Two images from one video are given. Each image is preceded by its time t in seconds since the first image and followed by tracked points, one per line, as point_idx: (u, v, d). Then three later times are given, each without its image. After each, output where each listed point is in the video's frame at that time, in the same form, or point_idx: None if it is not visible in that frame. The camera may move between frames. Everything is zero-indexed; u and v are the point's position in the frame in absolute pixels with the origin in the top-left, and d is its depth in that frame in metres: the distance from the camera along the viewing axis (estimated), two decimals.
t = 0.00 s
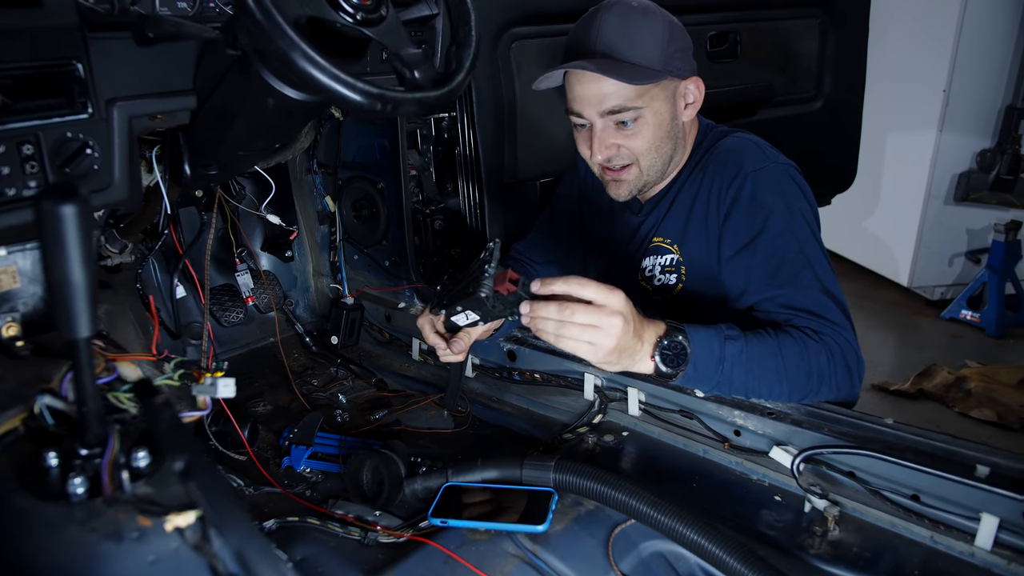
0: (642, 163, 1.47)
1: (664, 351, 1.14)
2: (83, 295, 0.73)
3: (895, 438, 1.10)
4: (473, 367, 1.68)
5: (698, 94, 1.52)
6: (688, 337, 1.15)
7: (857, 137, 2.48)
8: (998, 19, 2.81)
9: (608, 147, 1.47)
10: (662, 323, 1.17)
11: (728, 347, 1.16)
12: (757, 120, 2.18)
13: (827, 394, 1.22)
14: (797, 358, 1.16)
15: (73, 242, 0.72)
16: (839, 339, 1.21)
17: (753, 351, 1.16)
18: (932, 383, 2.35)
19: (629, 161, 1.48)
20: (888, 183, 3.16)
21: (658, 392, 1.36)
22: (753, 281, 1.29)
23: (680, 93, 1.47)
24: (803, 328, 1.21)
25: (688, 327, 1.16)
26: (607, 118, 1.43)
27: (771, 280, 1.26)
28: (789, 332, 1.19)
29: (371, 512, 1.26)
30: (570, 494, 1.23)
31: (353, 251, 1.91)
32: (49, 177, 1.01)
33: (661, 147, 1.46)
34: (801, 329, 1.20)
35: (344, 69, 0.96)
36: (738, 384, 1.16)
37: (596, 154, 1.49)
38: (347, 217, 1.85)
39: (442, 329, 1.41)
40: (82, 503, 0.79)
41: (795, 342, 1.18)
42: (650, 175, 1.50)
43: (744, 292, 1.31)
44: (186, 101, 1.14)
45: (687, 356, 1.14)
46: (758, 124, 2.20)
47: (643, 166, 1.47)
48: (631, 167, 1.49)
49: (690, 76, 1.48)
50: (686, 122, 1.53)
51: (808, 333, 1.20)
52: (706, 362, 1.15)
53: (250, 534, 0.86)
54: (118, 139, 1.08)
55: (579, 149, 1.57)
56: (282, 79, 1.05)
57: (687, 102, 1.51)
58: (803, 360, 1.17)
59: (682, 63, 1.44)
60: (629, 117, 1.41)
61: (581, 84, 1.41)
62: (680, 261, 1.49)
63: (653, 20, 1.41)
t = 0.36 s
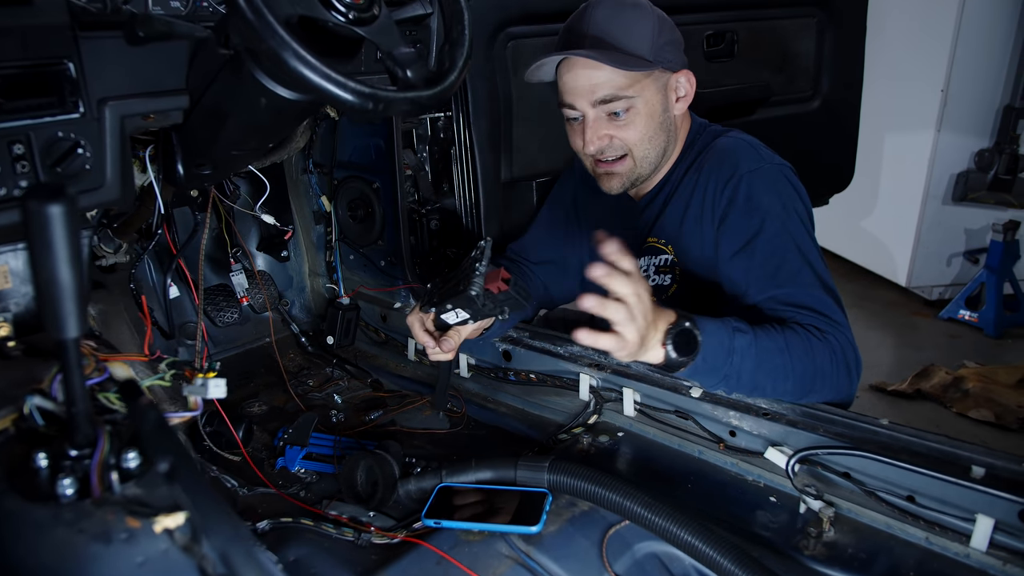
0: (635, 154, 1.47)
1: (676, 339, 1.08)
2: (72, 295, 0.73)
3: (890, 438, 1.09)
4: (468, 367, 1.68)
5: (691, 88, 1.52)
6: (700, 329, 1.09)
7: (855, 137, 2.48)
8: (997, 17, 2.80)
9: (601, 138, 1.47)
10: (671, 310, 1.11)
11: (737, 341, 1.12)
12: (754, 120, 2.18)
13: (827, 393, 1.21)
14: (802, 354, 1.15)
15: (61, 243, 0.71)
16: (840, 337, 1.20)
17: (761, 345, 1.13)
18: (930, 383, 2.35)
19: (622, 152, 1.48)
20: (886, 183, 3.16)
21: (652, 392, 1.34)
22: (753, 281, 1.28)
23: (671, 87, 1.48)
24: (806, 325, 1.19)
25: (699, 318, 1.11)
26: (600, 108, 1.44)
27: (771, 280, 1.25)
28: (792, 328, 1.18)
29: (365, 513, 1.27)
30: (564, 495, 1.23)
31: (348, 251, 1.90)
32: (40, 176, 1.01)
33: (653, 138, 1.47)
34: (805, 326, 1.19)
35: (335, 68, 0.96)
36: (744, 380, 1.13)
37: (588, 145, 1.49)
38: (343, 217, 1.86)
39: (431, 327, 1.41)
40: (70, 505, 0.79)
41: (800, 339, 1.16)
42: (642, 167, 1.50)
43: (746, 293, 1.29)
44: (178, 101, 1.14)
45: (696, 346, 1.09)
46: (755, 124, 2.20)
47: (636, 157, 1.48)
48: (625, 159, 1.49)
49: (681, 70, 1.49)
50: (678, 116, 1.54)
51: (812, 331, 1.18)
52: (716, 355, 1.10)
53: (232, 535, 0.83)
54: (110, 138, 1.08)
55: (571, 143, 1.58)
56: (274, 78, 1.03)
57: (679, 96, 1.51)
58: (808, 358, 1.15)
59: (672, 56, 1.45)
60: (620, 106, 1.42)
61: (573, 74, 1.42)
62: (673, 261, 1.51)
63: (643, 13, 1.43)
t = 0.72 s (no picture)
0: (645, 146, 1.47)
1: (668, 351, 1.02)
2: (62, 296, 0.72)
3: (886, 439, 1.09)
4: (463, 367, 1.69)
5: (698, 81, 1.53)
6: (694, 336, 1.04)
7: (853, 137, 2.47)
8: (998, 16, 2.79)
9: (612, 129, 1.47)
10: (666, 318, 1.03)
11: (734, 347, 1.07)
12: (752, 120, 2.17)
13: (824, 395, 1.16)
14: (799, 358, 1.11)
15: (50, 243, 0.71)
16: (838, 338, 1.17)
17: (759, 351, 1.08)
18: (928, 384, 2.34)
19: (631, 144, 1.48)
20: (885, 181, 3.15)
21: (648, 392, 1.36)
22: (754, 277, 1.26)
23: (680, 80, 1.48)
24: (802, 324, 1.16)
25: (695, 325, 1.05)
26: (610, 99, 1.43)
27: (772, 275, 1.23)
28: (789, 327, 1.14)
29: (360, 513, 1.26)
30: (559, 495, 1.23)
31: (345, 251, 1.90)
32: (32, 175, 1.00)
33: (662, 130, 1.47)
34: (800, 326, 1.16)
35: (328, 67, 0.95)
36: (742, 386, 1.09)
37: (598, 136, 1.49)
38: (340, 217, 1.85)
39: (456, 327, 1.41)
40: (62, 505, 0.78)
41: (800, 342, 1.12)
42: (651, 159, 1.50)
43: (746, 289, 1.28)
44: (172, 100, 1.14)
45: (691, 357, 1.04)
46: (753, 124, 2.19)
47: (646, 148, 1.47)
48: (634, 151, 1.48)
49: (690, 62, 1.49)
50: (686, 109, 1.54)
51: (810, 332, 1.14)
52: (712, 363, 1.05)
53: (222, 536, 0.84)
54: (103, 137, 1.07)
55: (579, 135, 1.58)
56: (267, 77, 1.03)
57: (687, 89, 1.52)
58: (807, 362, 1.11)
59: (681, 48, 1.45)
60: (632, 98, 1.42)
61: (584, 65, 1.42)
62: (677, 257, 1.50)
63: (654, 5, 1.43)
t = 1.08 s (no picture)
0: (632, 143, 1.47)
1: (664, 344, 1.06)
2: (55, 298, 0.72)
3: (884, 441, 1.07)
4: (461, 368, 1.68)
5: (692, 80, 1.52)
6: (689, 331, 1.08)
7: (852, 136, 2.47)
8: (998, 16, 2.79)
9: (601, 124, 1.47)
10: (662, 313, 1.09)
11: (729, 344, 1.10)
12: (751, 120, 2.17)
13: (822, 397, 1.18)
14: (797, 357, 1.13)
15: (42, 244, 0.70)
16: (836, 340, 1.18)
17: (754, 348, 1.11)
18: (928, 384, 2.34)
19: (620, 140, 1.48)
20: (885, 181, 3.15)
21: (646, 393, 1.34)
22: (752, 281, 1.26)
23: (672, 78, 1.48)
24: (800, 326, 1.17)
25: (690, 321, 1.09)
26: (599, 94, 1.44)
27: (770, 280, 1.23)
28: (789, 329, 1.16)
29: (357, 515, 1.26)
30: (556, 497, 1.22)
31: (342, 251, 1.90)
32: (27, 177, 1.00)
33: (652, 127, 1.46)
34: (801, 328, 1.16)
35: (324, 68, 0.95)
36: (737, 385, 1.12)
37: (587, 131, 1.50)
38: (337, 218, 1.85)
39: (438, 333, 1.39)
40: (55, 508, 0.77)
41: (797, 341, 1.14)
42: (641, 156, 1.49)
43: (744, 294, 1.28)
44: (168, 101, 1.13)
45: (687, 353, 1.07)
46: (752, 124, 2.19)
47: (635, 145, 1.47)
48: (623, 148, 1.48)
49: (682, 60, 1.49)
50: (679, 108, 1.54)
51: (809, 334, 1.16)
52: (706, 360, 1.09)
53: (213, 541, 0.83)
54: (99, 138, 1.07)
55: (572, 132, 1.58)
56: (263, 77, 1.03)
57: (680, 87, 1.51)
58: (803, 361, 1.13)
59: (674, 45, 1.45)
60: (620, 92, 1.42)
61: (574, 59, 1.43)
62: (675, 260, 1.48)
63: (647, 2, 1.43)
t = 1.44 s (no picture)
0: (623, 146, 1.47)
1: (662, 336, 1.08)
2: (46, 297, 0.72)
3: (879, 441, 1.07)
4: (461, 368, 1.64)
5: (682, 81, 1.52)
6: (687, 323, 1.09)
7: (850, 137, 2.47)
8: (995, 17, 2.78)
9: (591, 129, 1.47)
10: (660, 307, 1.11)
11: (726, 339, 1.10)
12: (749, 120, 2.17)
13: (817, 397, 1.19)
14: (798, 357, 1.13)
15: (33, 245, 0.70)
16: (834, 340, 1.18)
17: (752, 343, 1.11)
18: (925, 384, 2.34)
19: (611, 144, 1.48)
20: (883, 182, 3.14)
21: (642, 393, 1.34)
22: (746, 283, 1.26)
23: (661, 80, 1.48)
24: (797, 326, 1.17)
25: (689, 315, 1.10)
26: (588, 100, 1.43)
27: (765, 282, 1.23)
28: (788, 329, 1.16)
29: (352, 515, 1.27)
30: (552, 497, 1.22)
31: (339, 251, 1.90)
32: (21, 176, 1.00)
33: (643, 130, 1.46)
34: (799, 327, 1.17)
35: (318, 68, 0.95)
36: (734, 380, 1.12)
37: (577, 136, 1.49)
38: (334, 218, 1.85)
39: (450, 343, 1.38)
40: (47, 508, 0.77)
41: (795, 340, 1.14)
42: (633, 159, 1.49)
43: (738, 295, 1.28)
44: (162, 101, 1.13)
45: (684, 344, 1.08)
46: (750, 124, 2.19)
47: (627, 148, 1.47)
48: (614, 151, 1.48)
49: (671, 62, 1.48)
50: (669, 110, 1.53)
51: (807, 333, 1.16)
52: (703, 353, 1.09)
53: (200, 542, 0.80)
54: (93, 137, 1.07)
55: (561, 136, 1.57)
56: (257, 78, 1.03)
57: (670, 89, 1.51)
58: (802, 360, 1.13)
59: (661, 48, 1.45)
60: (609, 97, 1.42)
61: (562, 66, 1.42)
62: (667, 260, 1.48)
63: (633, 5, 1.42)
